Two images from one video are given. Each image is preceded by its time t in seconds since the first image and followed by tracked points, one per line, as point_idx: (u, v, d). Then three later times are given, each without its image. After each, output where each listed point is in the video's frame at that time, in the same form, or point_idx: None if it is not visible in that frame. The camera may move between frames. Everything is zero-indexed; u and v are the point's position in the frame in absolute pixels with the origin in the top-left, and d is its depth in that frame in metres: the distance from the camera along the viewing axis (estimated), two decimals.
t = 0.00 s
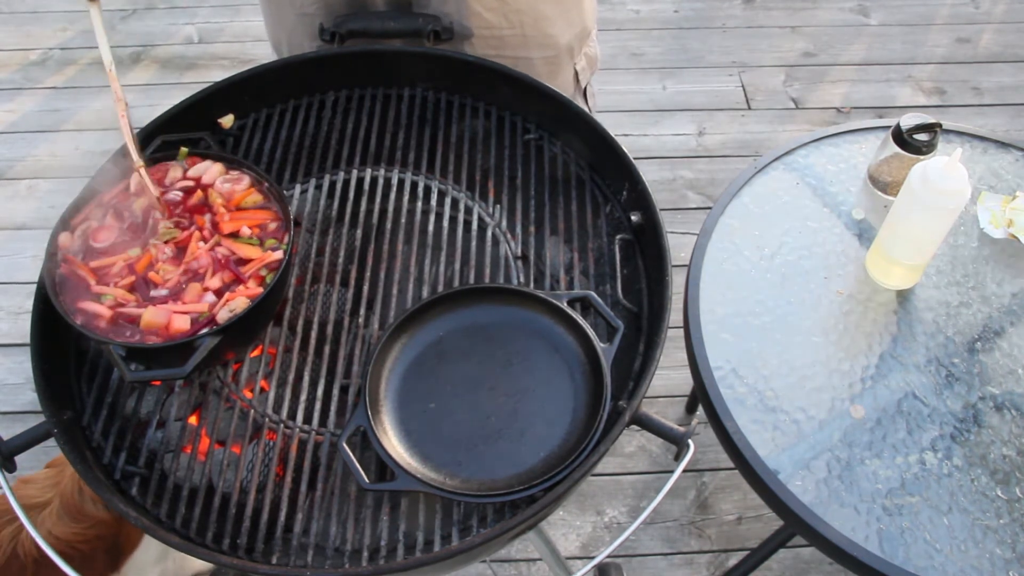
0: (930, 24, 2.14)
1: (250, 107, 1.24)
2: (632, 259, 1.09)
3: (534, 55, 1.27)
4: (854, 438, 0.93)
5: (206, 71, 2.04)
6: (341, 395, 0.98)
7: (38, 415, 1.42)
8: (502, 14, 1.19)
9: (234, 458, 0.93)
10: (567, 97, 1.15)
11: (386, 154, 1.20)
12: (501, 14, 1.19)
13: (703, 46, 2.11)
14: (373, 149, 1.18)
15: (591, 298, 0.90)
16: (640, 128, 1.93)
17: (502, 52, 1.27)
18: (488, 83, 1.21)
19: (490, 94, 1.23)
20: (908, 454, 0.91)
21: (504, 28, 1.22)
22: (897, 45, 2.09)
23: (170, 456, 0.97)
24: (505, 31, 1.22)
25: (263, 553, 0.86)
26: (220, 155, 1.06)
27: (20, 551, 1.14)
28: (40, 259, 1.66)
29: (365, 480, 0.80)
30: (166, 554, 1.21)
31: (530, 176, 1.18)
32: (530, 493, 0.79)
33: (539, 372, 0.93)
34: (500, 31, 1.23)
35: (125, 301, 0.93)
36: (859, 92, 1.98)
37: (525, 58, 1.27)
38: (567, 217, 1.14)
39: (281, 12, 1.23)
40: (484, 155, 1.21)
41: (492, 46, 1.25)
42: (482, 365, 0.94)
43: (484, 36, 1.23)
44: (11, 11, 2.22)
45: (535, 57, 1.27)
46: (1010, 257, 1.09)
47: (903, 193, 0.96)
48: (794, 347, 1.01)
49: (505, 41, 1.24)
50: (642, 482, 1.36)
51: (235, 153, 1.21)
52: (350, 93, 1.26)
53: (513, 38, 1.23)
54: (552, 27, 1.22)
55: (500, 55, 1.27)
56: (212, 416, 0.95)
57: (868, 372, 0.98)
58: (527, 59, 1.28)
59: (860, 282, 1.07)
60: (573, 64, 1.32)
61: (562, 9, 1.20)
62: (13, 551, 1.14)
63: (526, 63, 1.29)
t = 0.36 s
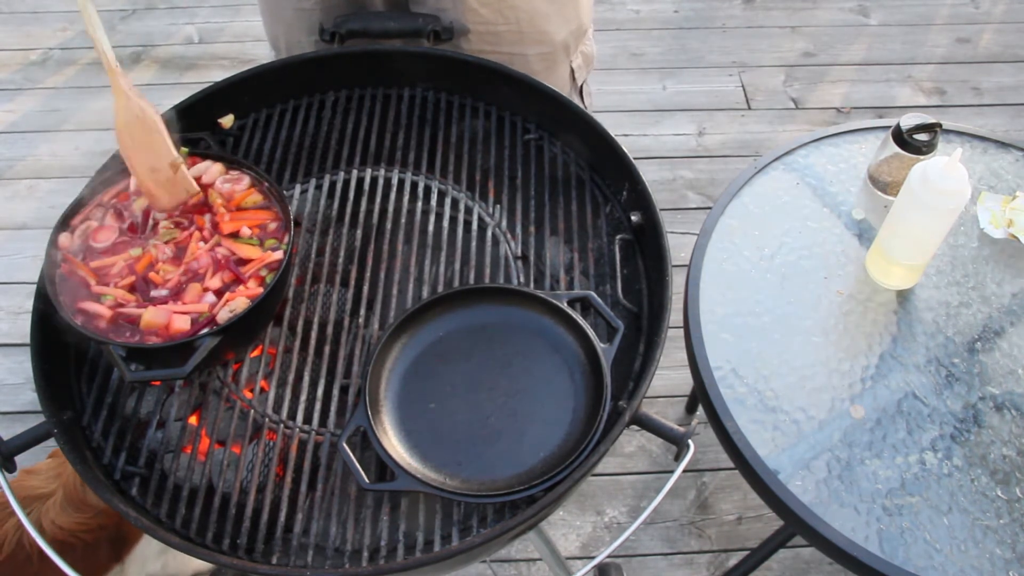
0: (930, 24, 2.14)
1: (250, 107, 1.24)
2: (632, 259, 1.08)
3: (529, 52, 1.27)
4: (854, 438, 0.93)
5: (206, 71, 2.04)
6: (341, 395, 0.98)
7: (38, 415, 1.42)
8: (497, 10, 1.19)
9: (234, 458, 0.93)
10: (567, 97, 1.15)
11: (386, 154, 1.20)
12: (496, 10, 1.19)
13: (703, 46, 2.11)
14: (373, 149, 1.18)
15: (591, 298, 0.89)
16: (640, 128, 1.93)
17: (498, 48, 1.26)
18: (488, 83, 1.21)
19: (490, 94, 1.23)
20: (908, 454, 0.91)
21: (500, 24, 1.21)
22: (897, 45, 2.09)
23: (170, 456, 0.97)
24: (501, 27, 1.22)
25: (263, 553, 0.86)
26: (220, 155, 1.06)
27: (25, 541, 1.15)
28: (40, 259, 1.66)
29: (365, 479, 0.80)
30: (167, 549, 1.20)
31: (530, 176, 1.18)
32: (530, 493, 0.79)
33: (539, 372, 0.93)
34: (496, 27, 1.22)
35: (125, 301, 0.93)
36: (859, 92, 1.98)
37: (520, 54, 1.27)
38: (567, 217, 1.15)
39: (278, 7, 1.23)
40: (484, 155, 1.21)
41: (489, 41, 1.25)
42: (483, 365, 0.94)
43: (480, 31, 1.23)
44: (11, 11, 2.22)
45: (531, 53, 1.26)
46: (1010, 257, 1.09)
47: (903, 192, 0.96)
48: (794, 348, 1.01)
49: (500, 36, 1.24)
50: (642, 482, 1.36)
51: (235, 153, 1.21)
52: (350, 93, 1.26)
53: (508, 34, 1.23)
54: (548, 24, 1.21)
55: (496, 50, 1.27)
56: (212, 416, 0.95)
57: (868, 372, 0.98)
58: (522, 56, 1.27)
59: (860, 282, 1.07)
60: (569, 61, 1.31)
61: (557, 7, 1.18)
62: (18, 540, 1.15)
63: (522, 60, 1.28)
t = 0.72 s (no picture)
0: (930, 24, 2.14)
1: (250, 107, 1.24)
2: (632, 259, 1.08)
3: (521, 50, 1.26)
4: (854, 438, 0.93)
5: (206, 71, 2.04)
6: (341, 395, 0.98)
7: (37, 415, 1.42)
8: (488, 9, 1.18)
9: (234, 458, 0.93)
10: (566, 97, 1.15)
11: (386, 154, 1.20)
12: (487, 8, 1.18)
13: (703, 46, 2.11)
14: (373, 149, 1.18)
15: (590, 298, 0.90)
16: (640, 128, 1.93)
17: (491, 45, 1.26)
18: (488, 84, 1.21)
19: (490, 94, 1.23)
20: (908, 454, 0.91)
21: (493, 22, 1.21)
22: (897, 45, 2.09)
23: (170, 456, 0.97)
24: (493, 25, 1.21)
25: (263, 553, 0.86)
26: (219, 155, 1.06)
27: (34, 507, 1.19)
28: (40, 259, 1.66)
29: (365, 479, 0.80)
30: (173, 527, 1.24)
31: (530, 176, 1.18)
32: (530, 493, 0.79)
33: (540, 373, 0.93)
34: (488, 24, 1.22)
35: (125, 301, 0.93)
36: (859, 92, 1.98)
37: (512, 53, 1.27)
38: (567, 217, 1.15)
39: None
40: (483, 155, 1.21)
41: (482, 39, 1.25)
42: (483, 366, 0.94)
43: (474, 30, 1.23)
44: (11, 11, 2.22)
45: (523, 52, 1.26)
46: (1010, 257, 1.09)
47: (903, 192, 0.96)
48: (794, 348, 1.01)
49: (493, 34, 1.23)
50: (642, 482, 1.36)
51: (235, 153, 1.21)
52: (350, 93, 1.26)
53: (500, 32, 1.22)
54: (539, 23, 1.21)
55: (488, 48, 1.26)
56: (212, 416, 0.96)
57: (868, 372, 0.98)
58: (514, 54, 1.27)
59: (860, 282, 1.07)
60: (562, 60, 1.31)
61: (550, 5, 1.19)
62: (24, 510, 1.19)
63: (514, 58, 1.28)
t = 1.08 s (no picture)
0: (930, 24, 2.14)
1: (250, 107, 1.23)
2: (632, 259, 1.08)
3: (518, 47, 1.26)
4: (854, 438, 0.93)
5: (206, 71, 2.04)
6: (341, 395, 0.98)
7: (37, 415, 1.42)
8: (488, 5, 1.17)
9: (234, 458, 0.93)
10: (566, 97, 1.15)
11: (386, 154, 1.20)
12: (487, 5, 1.16)
13: (703, 46, 2.11)
14: (373, 149, 1.18)
15: (591, 298, 0.89)
16: (640, 128, 1.93)
17: (488, 43, 1.25)
18: (488, 84, 1.21)
19: (490, 94, 1.23)
20: (908, 454, 0.91)
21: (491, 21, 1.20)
22: (897, 45, 2.09)
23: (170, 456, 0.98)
24: (490, 22, 1.20)
25: (263, 553, 0.86)
26: (219, 155, 1.06)
27: (38, 472, 1.25)
28: (40, 259, 1.66)
29: (365, 479, 0.80)
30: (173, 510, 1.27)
31: (530, 176, 1.18)
32: (530, 493, 0.79)
33: (540, 373, 0.93)
34: (487, 22, 1.21)
35: (125, 301, 0.93)
36: (859, 92, 1.98)
37: (511, 50, 1.26)
38: (567, 217, 1.15)
39: None
40: (483, 155, 1.21)
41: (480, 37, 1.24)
42: (483, 366, 0.94)
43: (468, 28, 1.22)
44: (10, 11, 2.22)
45: (522, 49, 1.26)
46: (1010, 257, 1.09)
47: (903, 192, 0.96)
48: (794, 348, 1.01)
49: (491, 31, 1.22)
50: (642, 482, 1.36)
51: (235, 153, 1.21)
52: (350, 93, 1.26)
53: (498, 29, 1.21)
54: (537, 22, 1.21)
55: (485, 45, 1.25)
56: (212, 416, 0.96)
57: (868, 372, 0.98)
58: (512, 51, 1.26)
59: (860, 282, 1.07)
60: (558, 57, 1.30)
61: (549, 3, 1.18)
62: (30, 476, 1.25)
63: (511, 56, 1.27)
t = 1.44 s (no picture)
0: (930, 24, 2.14)
1: (250, 107, 1.23)
2: (632, 259, 1.08)
3: (517, 47, 1.26)
4: (854, 438, 0.93)
5: (206, 71, 2.04)
6: (341, 395, 0.98)
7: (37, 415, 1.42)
8: (485, 5, 1.17)
9: (234, 458, 0.93)
10: (566, 97, 1.15)
11: (386, 154, 1.20)
12: (483, 5, 1.17)
13: (703, 46, 2.11)
14: (373, 149, 1.18)
15: (590, 298, 0.89)
16: (640, 128, 1.93)
17: (487, 43, 1.25)
18: (488, 84, 1.21)
19: (490, 94, 1.23)
20: (908, 454, 0.91)
21: (489, 21, 1.20)
22: (897, 45, 2.09)
23: (170, 456, 0.98)
24: (489, 22, 1.20)
25: (263, 553, 0.86)
26: (220, 155, 1.06)
27: (52, 466, 1.29)
28: (40, 259, 1.66)
29: (365, 479, 0.80)
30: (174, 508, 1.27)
31: (530, 176, 1.18)
32: (530, 493, 0.79)
33: (540, 373, 0.93)
34: (486, 22, 1.21)
35: (125, 301, 0.93)
36: (859, 92, 1.98)
37: (508, 50, 1.26)
38: (567, 217, 1.15)
39: None
40: (483, 156, 1.21)
41: (478, 37, 1.24)
42: (483, 366, 0.94)
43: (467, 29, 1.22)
44: (11, 11, 2.22)
45: (519, 50, 1.26)
46: (1010, 257, 1.09)
47: (903, 192, 0.96)
48: (794, 348, 1.01)
49: (489, 31, 1.22)
50: (642, 482, 1.36)
51: (235, 153, 1.21)
52: (350, 93, 1.26)
53: (497, 29, 1.21)
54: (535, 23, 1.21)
55: (484, 45, 1.25)
56: (212, 416, 0.96)
57: (868, 372, 0.98)
58: (511, 50, 1.26)
59: (860, 282, 1.07)
60: (557, 57, 1.30)
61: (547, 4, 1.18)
62: (43, 471, 1.28)
63: (510, 56, 1.27)
